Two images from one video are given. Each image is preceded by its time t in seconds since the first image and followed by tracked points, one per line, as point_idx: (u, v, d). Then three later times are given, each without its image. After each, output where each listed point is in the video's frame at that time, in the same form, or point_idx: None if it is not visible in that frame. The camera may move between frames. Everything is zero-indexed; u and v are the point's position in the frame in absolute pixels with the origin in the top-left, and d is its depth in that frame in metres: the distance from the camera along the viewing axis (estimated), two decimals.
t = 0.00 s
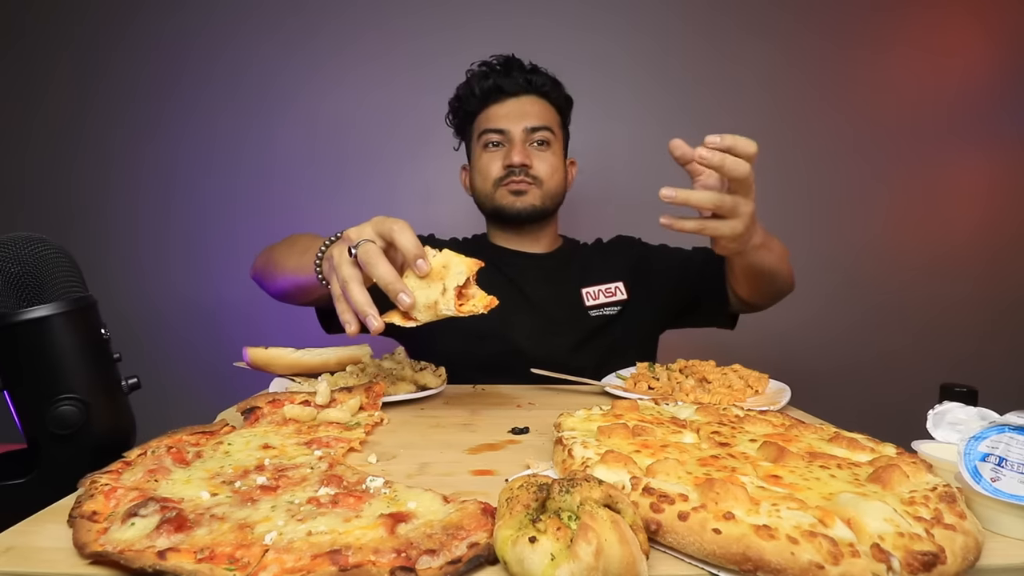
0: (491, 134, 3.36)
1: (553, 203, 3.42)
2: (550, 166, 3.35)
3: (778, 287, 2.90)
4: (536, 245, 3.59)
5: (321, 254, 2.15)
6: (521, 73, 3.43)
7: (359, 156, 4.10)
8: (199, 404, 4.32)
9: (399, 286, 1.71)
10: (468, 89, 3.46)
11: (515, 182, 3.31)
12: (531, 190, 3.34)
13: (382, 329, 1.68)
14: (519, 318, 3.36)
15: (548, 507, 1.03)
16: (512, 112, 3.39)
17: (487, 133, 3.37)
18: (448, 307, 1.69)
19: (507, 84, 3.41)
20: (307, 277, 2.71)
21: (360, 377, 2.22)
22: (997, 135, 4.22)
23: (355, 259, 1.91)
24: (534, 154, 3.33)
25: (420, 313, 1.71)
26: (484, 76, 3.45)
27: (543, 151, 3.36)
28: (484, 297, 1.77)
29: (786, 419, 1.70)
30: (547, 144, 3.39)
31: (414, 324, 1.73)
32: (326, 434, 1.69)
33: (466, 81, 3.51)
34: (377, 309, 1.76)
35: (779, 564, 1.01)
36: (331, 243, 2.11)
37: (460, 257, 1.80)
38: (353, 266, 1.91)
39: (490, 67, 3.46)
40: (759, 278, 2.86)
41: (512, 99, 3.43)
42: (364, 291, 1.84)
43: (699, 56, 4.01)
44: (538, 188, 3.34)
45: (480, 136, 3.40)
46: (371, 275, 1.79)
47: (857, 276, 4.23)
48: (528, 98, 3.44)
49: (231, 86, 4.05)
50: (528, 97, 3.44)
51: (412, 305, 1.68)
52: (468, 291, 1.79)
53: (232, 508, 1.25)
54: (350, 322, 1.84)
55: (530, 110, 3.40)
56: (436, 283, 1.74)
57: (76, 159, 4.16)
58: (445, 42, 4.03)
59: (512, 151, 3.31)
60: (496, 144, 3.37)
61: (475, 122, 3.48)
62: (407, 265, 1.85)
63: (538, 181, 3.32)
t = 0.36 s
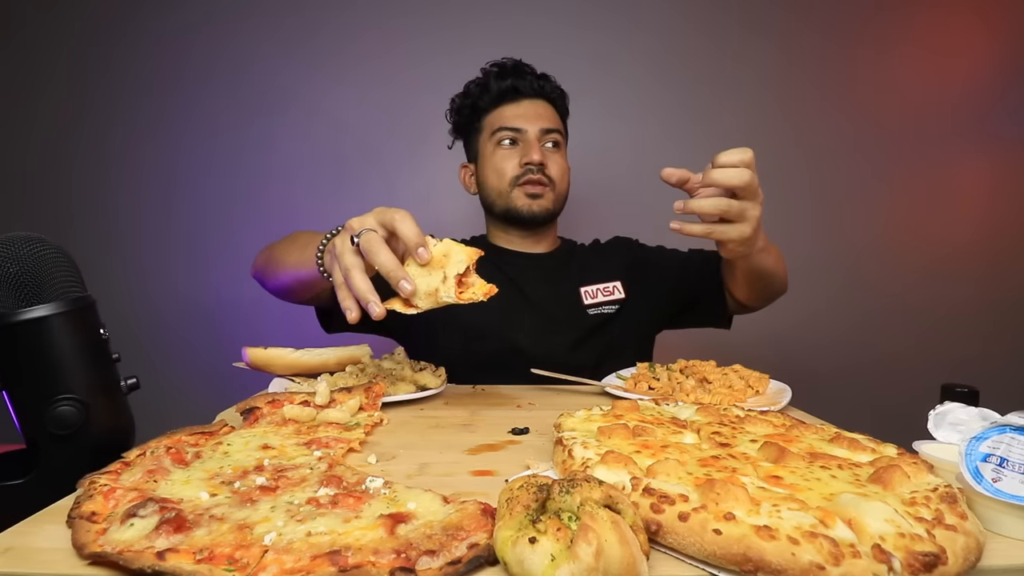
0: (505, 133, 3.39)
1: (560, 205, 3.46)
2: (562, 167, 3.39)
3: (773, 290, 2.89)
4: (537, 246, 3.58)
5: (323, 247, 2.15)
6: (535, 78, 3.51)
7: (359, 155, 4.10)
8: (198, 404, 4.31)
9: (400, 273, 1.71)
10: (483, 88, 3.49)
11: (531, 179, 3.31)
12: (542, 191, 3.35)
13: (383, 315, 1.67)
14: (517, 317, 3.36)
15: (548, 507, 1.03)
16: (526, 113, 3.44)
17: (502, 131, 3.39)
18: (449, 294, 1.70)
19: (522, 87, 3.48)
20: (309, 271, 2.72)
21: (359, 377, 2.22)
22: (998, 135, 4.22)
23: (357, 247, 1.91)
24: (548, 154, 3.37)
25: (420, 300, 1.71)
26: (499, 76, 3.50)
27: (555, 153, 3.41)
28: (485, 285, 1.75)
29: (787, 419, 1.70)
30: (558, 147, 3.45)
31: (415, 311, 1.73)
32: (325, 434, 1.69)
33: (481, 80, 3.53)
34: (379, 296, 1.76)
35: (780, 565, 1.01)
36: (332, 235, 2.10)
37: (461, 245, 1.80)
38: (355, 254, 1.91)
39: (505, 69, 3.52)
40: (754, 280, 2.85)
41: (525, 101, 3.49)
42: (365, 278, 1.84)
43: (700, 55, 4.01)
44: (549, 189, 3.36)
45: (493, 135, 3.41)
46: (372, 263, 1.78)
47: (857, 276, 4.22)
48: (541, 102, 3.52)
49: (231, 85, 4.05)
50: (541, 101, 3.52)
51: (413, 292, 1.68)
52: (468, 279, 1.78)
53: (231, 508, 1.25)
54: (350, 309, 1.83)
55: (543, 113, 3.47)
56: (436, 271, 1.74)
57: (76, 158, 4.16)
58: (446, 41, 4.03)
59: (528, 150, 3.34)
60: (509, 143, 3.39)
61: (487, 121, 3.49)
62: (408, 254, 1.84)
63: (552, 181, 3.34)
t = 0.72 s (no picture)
0: (511, 133, 3.38)
1: (564, 205, 3.47)
2: (567, 167, 3.39)
3: (773, 290, 2.90)
4: (538, 246, 3.58)
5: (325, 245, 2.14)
6: (541, 79, 3.52)
7: (358, 155, 4.09)
8: (197, 404, 4.31)
9: (401, 271, 1.71)
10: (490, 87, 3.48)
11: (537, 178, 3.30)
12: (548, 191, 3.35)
13: (384, 312, 1.67)
14: (517, 316, 3.35)
15: (548, 508, 1.03)
16: (532, 113, 3.44)
17: (508, 130, 3.38)
18: (449, 292, 1.70)
19: (529, 87, 3.48)
20: (310, 269, 2.72)
21: (359, 377, 2.22)
22: (1000, 134, 4.22)
23: (358, 245, 1.91)
24: (553, 154, 3.37)
25: (421, 298, 1.71)
26: (506, 76, 3.50)
27: (560, 153, 3.41)
28: (485, 283, 1.76)
29: (788, 420, 1.69)
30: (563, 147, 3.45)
31: (416, 309, 1.74)
32: (325, 435, 1.68)
33: (488, 79, 3.53)
34: (380, 293, 1.76)
35: (780, 565, 1.01)
36: (334, 233, 2.10)
37: (461, 244, 1.78)
38: (357, 252, 1.91)
39: (511, 70, 3.52)
40: (755, 281, 2.85)
41: (531, 101, 3.49)
42: (367, 276, 1.84)
43: (701, 55, 4.00)
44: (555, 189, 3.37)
45: (499, 134, 3.40)
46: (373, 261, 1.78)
47: (858, 276, 4.22)
48: (546, 103, 3.52)
49: (231, 85, 4.04)
50: (546, 102, 3.53)
51: (414, 290, 1.68)
52: (468, 277, 1.77)
53: (231, 509, 1.25)
54: (351, 305, 1.83)
55: (549, 113, 3.47)
56: (437, 269, 1.74)
57: (75, 157, 4.16)
58: (446, 41, 4.02)
59: (534, 149, 3.33)
60: (515, 142, 3.38)
61: (492, 120, 3.49)
62: (409, 253, 1.84)
63: (558, 180, 3.34)
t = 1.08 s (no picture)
0: (503, 134, 3.38)
1: (557, 206, 3.46)
2: (558, 168, 3.37)
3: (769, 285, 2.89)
4: (534, 245, 3.58)
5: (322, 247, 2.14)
6: (535, 78, 3.47)
7: (358, 155, 4.09)
8: (197, 404, 4.30)
9: (399, 271, 1.70)
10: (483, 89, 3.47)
11: (526, 181, 3.33)
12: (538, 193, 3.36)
13: (383, 313, 1.66)
14: (516, 316, 3.35)
15: (548, 508, 1.02)
16: (525, 114, 3.42)
17: (499, 132, 3.38)
18: (447, 292, 1.68)
19: (522, 87, 3.45)
20: (309, 271, 2.72)
21: (358, 378, 2.22)
22: (1001, 134, 4.21)
23: (356, 246, 1.91)
24: (544, 156, 3.36)
25: (420, 298, 1.70)
26: (499, 77, 3.47)
27: (552, 154, 3.40)
28: (483, 281, 1.74)
29: (789, 420, 1.69)
30: (556, 148, 3.43)
31: (414, 309, 1.73)
32: (325, 435, 1.68)
33: (481, 80, 3.51)
34: (379, 294, 1.76)
35: (781, 566, 1.00)
36: (331, 235, 2.09)
37: (458, 243, 1.78)
38: (355, 253, 1.91)
39: (505, 69, 3.49)
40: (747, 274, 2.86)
41: (525, 102, 3.46)
42: (365, 277, 1.84)
43: (701, 54, 4.00)
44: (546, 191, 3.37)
45: (490, 135, 3.41)
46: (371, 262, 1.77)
47: (858, 277, 4.22)
48: (541, 103, 3.48)
49: (230, 85, 4.04)
50: (541, 102, 3.48)
51: (412, 290, 1.67)
52: (466, 277, 1.76)
53: (230, 509, 1.24)
54: (349, 306, 1.83)
55: (542, 114, 3.44)
56: (434, 269, 1.73)
57: (73, 157, 4.15)
58: (446, 40, 4.02)
59: (524, 151, 3.34)
60: (507, 144, 3.39)
61: (484, 121, 3.49)
62: (406, 253, 1.84)
63: (547, 182, 3.34)
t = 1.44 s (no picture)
0: (495, 135, 3.39)
1: (553, 206, 3.45)
2: (551, 168, 3.37)
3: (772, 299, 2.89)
4: (533, 245, 3.57)
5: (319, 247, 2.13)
6: (529, 77, 3.45)
7: (357, 154, 4.09)
8: (197, 404, 4.30)
9: (396, 269, 1.70)
10: (476, 90, 3.47)
11: (518, 181, 3.33)
12: (531, 194, 3.37)
13: (380, 310, 1.66)
14: (517, 317, 3.34)
15: (548, 509, 1.02)
16: (517, 113, 3.41)
17: (492, 132, 3.39)
18: (443, 288, 1.68)
19: (515, 88, 3.43)
20: (308, 269, 2.71)
21: (358, 378, 2.22)
22: (1002, 134, 4.21)
23: (353, 244, 1.90)
24: (537, 156, 3.36)
25: (416, 296, 1.70)
26: (491, 76, 3.46)
27: (545, 154, 3.39)
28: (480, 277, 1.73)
29: (790, 421, 1.69)
30: (550, 147, 3.42)
31: (411, 307, 1.72)
32: (324, 435, 1.67)
33: (474, 81, 3.51)
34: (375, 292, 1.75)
35: (783, 567, 1.00)
36: (328, 232, 2.08)
37: (454, 240, 1.78)
38: (352, 251, 1.91)
39: (498, 70, 3.48)
40: (751, 288, 2.85)
41: (517, 101, 3.44)
42: (362, 274, 1.84)
43: (701, 53, 4.00)
44: (539, 191, 3.37)
45: (484, 136, 3.42)
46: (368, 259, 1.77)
47: (859, 276, 4.21)
48: (533, 102, 3.46)
49: (229, 84, 4.04)
50: (533, 101, 3.47)
51: (408, 287, 1.67)
52: (463, 273, 1.74)
53: (229, 510, 1.24)
54: (346, 304, 1.83)
55: (535, 113, 3.42)
56: (431, 266, 1.73)
57: (72, 157, 4.15)
58: (446, 39, 4.01)
59: (516, 151, 3.34)
60: (500, 144, 3.39)
61: (479, 122, 3.50)
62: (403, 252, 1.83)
63: (539, 183, 3.35)
